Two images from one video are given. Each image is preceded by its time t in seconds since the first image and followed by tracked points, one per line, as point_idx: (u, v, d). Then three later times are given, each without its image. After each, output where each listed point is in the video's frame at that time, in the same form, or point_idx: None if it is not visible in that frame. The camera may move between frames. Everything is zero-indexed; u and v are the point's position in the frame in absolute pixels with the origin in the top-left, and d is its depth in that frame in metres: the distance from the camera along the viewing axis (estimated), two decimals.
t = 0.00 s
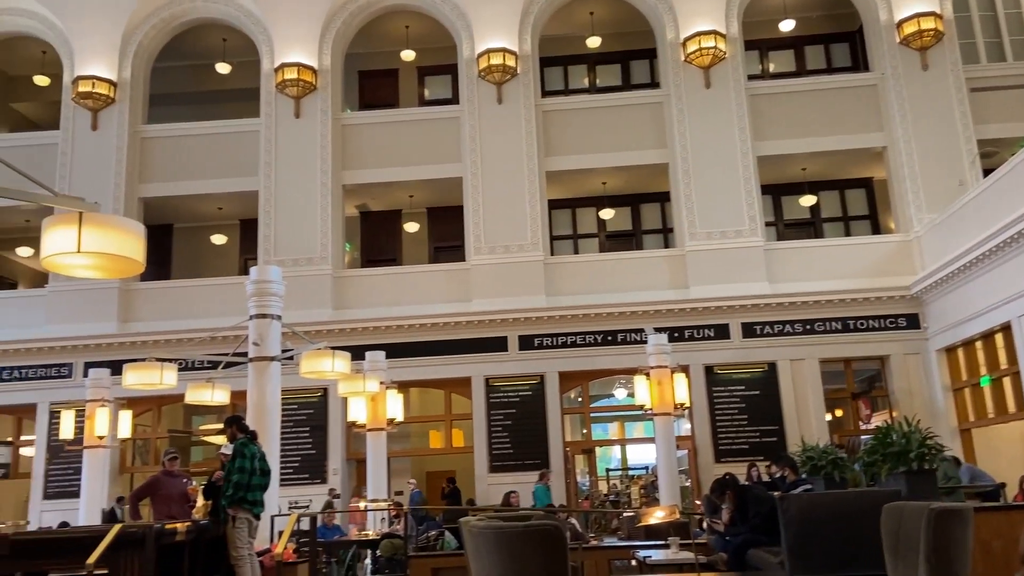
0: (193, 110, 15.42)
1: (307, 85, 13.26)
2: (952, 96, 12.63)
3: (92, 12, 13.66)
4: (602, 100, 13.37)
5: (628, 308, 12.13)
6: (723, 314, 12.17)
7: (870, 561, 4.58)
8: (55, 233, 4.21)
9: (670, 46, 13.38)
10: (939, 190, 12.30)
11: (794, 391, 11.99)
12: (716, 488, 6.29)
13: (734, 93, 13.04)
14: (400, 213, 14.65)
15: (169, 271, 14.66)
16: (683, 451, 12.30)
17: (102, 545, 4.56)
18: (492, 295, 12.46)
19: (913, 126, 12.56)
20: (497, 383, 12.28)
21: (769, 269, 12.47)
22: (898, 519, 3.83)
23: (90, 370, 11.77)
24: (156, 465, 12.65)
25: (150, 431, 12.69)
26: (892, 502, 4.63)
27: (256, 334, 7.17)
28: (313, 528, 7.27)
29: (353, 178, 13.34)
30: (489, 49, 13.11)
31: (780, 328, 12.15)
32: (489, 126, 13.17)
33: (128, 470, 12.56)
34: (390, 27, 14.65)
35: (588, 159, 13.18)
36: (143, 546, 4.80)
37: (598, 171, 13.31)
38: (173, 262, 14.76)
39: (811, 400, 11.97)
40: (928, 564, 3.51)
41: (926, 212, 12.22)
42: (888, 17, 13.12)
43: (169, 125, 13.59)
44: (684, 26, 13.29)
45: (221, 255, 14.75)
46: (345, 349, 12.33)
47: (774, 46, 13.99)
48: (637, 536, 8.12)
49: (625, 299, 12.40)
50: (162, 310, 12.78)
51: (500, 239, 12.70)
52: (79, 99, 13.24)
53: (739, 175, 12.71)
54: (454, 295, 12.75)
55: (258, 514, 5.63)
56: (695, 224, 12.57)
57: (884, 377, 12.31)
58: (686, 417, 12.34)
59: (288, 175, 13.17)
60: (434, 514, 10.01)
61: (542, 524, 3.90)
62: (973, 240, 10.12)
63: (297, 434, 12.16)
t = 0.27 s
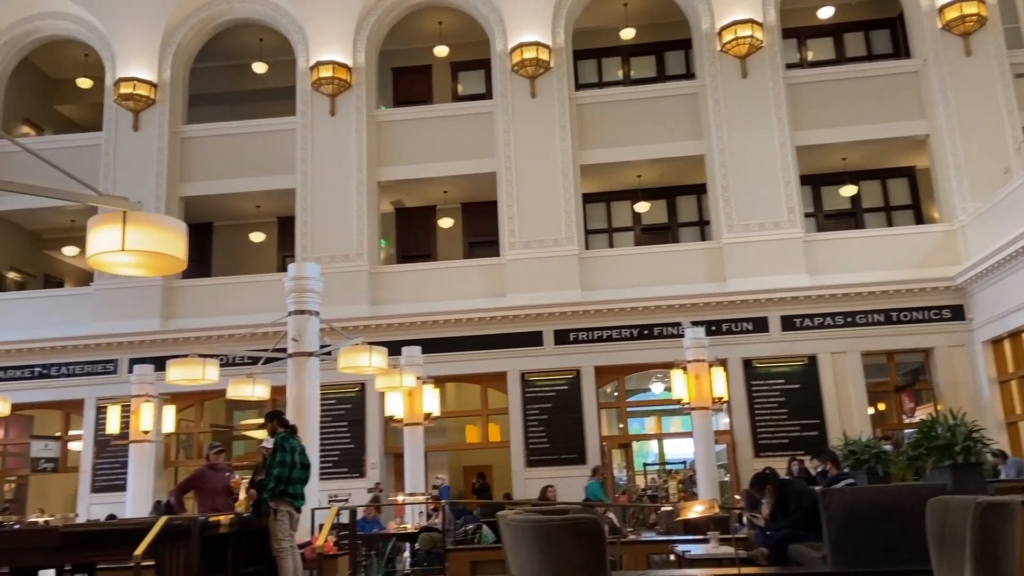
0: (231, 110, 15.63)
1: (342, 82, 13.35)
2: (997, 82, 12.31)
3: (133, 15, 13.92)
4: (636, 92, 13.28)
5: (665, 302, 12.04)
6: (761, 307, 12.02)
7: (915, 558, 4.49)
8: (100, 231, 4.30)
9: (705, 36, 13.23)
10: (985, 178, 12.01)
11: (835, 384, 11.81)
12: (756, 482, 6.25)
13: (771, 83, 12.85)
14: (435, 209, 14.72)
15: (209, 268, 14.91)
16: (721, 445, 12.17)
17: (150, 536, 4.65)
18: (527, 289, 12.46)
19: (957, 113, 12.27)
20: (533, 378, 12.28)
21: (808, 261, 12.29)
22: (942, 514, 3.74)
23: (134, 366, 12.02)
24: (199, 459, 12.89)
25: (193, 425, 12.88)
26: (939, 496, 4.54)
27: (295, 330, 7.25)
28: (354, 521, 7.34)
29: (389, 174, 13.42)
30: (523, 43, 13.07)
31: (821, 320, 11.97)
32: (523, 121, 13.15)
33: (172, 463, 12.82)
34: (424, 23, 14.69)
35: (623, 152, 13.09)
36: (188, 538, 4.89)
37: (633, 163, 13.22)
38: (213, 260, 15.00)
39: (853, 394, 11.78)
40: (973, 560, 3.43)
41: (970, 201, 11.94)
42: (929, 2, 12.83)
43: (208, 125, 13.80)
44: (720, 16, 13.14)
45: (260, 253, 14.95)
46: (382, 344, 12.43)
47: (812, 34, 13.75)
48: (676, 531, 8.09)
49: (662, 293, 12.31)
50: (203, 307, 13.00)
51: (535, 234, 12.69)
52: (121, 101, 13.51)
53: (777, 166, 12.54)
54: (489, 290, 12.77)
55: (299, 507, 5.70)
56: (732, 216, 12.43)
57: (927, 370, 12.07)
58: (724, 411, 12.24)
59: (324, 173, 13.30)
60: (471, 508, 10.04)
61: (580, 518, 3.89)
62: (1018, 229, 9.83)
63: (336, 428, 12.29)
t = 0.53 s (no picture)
0: (267, 110, 15.82)
1: (377, 80, 13.42)
2: None
3: (171, 18, 14.16)
4: (670, 85, 13.17)
5: (700, 296, 11.94)
6: (799, 301, 11.86)
7: (960, 552, 4.42)
8: (142, 230, 4.38)
9: (740, 27, 13.08)
10: None
11: (876, 379, 11.61)
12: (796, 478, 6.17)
13: (808, 73, 12.66)
14: (469, 205, 14.76)
15: (247, 266, 15.12)
16: (759, 441, 12.07)
17: (193, 530, 4.73)
18: (561, 285, 12.44)
19: (1001, 101, 11.98)
20: (568, 373, 12.26)
21: (847, 254, 12.09)
22: (988, 513, 3.44)
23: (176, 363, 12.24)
24: (239, 454, 13.09)
25: (233, 421, 13.14)
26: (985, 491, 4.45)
27: (331, 326, 7.32)
28: (392, 516, 7.43)
29: (422, 171, 13.48)
30: (555, 38, 13.02)
31: (861, 314, 11.77)
32: (555, 115, 13.12)
33: (213, 459, 13.04)
34: (456, 19, 14.72)
35: (657, 146, 13.00)
36: (230, 532, 4.96)
37: (667, 157, 13.12)
38: (251, 258, 15.21)
39: (894, 388, 11.57)
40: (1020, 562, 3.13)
41: (1015, 191, 11.65)
42: None
43: (245, 125, 13.98)
44: (755, 6, 12.97)
45: (296, 250, 15.12)
46: (417, 340, 12.50)
47: (850, 23, 13.51)
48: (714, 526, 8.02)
49: (698, 287, 12.21)
50: (242, 305, 13.20)
51: (569, 229, 12.66)
52: (160, 102, 13.74)
53: (814, 158, 12.35)
54: (523, 285, 12.77)
55: (338, 502, 5.76)
56: (769, 209, 12.28)
57: (971, 364, 11.82)
58: (762, 406, 12.11)
59: (359, 170, 13.40)
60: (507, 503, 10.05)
61: (618, 512, 3.87)
62: None
63: (372, 424, 12.39)
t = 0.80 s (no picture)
0: (302, 110, 16.00)
1: (409, 79, 13.48)
2: None
3: (208, 20, 14.38)
4: (704, 79, 13.06)
5: (736, 292, 11.83)
6: (837, 296, 11.69)
7: (1003, 551, 4.34)
8: (182, 231, 4.46)
9: (775, 19, 12.91)
10: None
11: (917, 374, 11.41)
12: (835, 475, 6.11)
13: (844, 64, 12.47)
14: (502, 203, 14.79)
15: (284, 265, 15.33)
16: (797, 437, 11.97)
17: (234, 525, 4.80)
18: (595, 281, 12.40)
19: None
20: (602, 369, 12.23)
21: (886, 248, 11.89)
22: None
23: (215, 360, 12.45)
24: (277, 451, 13.28)
25: (271, 418, 13.35)
26: None
27: (367, 324, 7.39)
28: (428, 512, 7.52)
29: (455, 169, 13.53)
30: (587, 33, 12.97)
31: (901, 309, 11.56)
32: (588, 112, 13.09)
33: (252, 455, 13.24)
34: (488, 17, 14.75)
35: (691, 141, 12.90)
36: (271, 528, 5.04)
37: (702, 152, 13.01)
38: (287, 256, 15.42)
39: (936, 384, 11.36)
40: None
41: None
42: None
43: (280, 126, 14.16)
44: None
45: (331, 249, 15.29)
46: (451, 337, 12.57)
47: (888, 13, 13.27)
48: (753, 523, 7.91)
49: (733, 282, 12.10)
50: (279, 303, 13.38)
51: (602, 225, 12.62)
52: (198, 104, 13.97)
53: (851, 150, 12.16)
54: (557, 282, 12.76)
55: (375, 498, 5.83)
56: (806, 203, 12.12)
57: (1016, 359, 11.56)
58: (800, 403, 11.99)
59: (392, 169, 13.49)
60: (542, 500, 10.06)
61: (654, 509, 3.88)
62: None
63: (408, 420, 12.49)
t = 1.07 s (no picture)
0: (335, 111, 16.14)
1: (441, 79, 13.52)
2: None
3: (243, 24, 14.57)
4: (738, 74, 12.93)
5: (772, 289, 11.69)
6: (876, 293, 11.50)
7: None
8: (221, 232, 4.53)
9: (811, 12, 12.73)
10: None
11: (959, 372, 11.18)
12: (874, 474, 6.01)
13: (882, 57, 12.25)
14: (534, 201, 14.80)
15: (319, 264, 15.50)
16: (836, 436, 11.82)
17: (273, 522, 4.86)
18: (628, 279, 12.34)
19: None
20: (636, 368, 12.17)
21: (927, 243, 11.67)
22: None
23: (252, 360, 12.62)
24: (314, 449, 13.43)
25: (308, 416, 13.51)
26: None
27: (401, 323, 7.44)
28: (465, 509, 7.61)
29: (487, 168, 13.55)
30: (619, 30, 12.89)
31: (942, 305, 11.32)
32: (620, 109, 13.02)
33: (289, 453, 13.40)
34: (519, 16, 14.74)
35: (725, 137, 12.77)
36: (309, 525, 5.13)
37: (736, 148, 12.87)
38: (322, 256, 15.58)
39: (979, 382, 11.11)
40: None
41: None
42: None
43: (314, 127, 14.30)
44: None
45: (365, 248, 15.42)
46: (484, 336, 12.60)
47: (926, 4, 13.01)
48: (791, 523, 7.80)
49: (769, 279, 11.96)
50: (314, 303, 13.52)
51: (635, 223, 12.55)
52: (234, 107, 14.17)
53: (890, 144, 11.95)
54: (590, 280, 12.72)
55: (410, 496, 5.83)
56: (843, 199, 11.94)
57: None
58: (838, 402, 11.82)
59: (425, 169, 13.56)
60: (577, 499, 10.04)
61: (691, 507, 3.85)
62: None
63: (442, 419, 12.55)
